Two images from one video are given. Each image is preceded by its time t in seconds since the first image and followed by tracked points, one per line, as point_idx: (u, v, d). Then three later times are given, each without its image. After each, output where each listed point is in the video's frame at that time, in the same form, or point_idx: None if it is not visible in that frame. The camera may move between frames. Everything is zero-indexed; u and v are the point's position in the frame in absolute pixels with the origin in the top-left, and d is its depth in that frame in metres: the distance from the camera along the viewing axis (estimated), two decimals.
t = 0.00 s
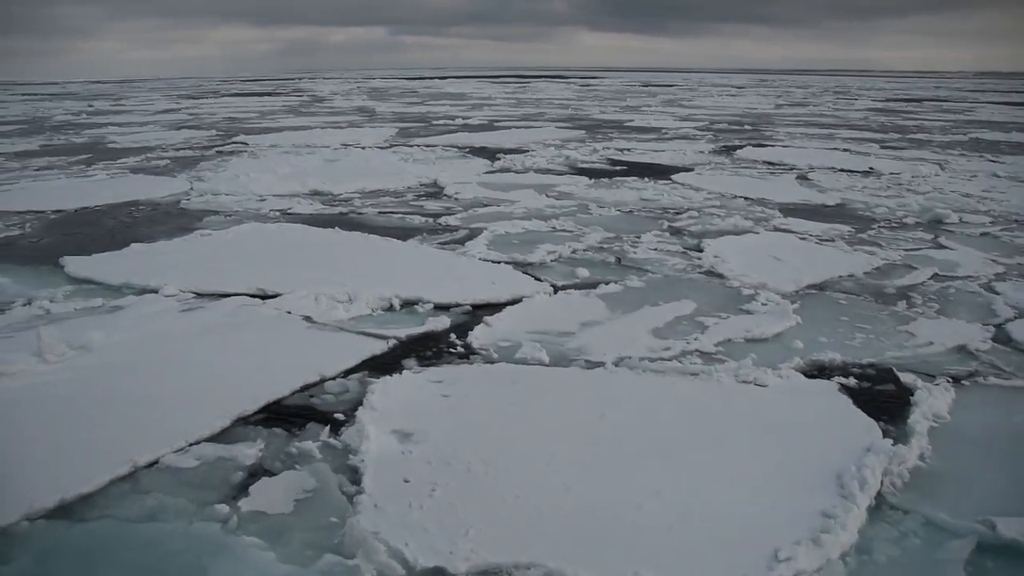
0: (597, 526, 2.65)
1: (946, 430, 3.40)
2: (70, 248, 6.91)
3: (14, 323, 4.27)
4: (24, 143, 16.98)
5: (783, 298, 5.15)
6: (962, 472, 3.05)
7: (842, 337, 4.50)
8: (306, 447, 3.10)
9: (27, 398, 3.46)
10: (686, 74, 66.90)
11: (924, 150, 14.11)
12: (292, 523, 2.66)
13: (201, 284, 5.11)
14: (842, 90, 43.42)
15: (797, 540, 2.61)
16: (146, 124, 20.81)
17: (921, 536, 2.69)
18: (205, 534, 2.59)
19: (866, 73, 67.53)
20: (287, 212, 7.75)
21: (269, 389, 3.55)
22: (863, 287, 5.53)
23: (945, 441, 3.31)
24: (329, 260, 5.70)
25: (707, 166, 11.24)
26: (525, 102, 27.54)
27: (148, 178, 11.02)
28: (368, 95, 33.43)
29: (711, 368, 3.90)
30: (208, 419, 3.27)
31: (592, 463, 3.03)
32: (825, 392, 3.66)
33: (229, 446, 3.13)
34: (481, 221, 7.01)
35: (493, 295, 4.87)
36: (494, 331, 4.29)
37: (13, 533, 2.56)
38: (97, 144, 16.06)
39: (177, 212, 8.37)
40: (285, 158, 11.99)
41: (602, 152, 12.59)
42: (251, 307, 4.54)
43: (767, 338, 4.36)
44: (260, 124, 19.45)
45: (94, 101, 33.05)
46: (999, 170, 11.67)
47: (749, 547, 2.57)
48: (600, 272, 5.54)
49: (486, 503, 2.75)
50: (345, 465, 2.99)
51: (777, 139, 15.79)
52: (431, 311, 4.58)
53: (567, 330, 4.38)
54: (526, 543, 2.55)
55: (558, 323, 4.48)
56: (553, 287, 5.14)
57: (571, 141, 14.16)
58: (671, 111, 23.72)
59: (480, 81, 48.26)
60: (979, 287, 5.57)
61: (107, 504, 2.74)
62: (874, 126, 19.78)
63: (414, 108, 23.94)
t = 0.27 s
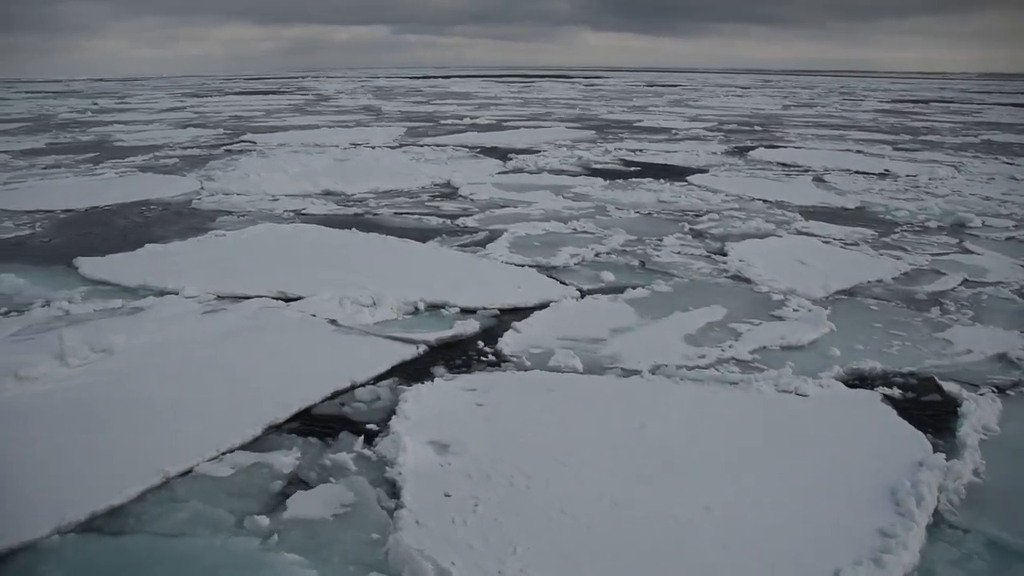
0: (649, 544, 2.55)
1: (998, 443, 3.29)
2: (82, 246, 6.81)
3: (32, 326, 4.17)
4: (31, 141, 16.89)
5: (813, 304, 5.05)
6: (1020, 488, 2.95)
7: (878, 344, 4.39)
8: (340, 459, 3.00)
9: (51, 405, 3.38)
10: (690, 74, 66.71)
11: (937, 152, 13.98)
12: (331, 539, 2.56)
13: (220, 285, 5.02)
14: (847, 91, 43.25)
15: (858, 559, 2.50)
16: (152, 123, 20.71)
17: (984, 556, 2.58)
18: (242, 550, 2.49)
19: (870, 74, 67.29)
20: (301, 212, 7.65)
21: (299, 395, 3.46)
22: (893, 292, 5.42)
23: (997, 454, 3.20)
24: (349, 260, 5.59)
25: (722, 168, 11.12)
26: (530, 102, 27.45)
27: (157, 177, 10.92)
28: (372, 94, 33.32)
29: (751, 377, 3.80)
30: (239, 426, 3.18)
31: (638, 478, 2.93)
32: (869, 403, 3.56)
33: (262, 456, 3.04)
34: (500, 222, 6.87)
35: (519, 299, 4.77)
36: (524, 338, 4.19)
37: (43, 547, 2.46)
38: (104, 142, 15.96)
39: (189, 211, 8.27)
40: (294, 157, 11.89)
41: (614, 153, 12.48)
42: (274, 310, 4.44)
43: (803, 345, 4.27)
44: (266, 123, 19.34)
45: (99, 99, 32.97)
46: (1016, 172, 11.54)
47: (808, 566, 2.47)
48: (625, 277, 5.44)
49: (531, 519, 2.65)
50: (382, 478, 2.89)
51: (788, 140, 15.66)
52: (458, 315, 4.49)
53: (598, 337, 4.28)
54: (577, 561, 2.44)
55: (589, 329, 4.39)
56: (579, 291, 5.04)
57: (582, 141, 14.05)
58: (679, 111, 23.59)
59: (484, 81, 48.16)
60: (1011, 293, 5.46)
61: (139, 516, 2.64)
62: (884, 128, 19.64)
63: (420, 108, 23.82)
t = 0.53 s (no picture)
0: (707, 564, 2.45)
1: None
2: (94, 247, 6.71)
3: (52, 331, 4.09)
4: (37, 142, 16.81)
5: (845, 308, 4.95)
6: None
7: (916, 350, 4.29)
8: (377, 471, 2.91)
9: (77, 411, 3.29)
10: (692, 74, 66.57)
11: (950, 151, 13.84)
12: (375, 556, 2.47)
13: (240, 288, 4.92)
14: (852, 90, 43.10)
15: None
16: (157, 123, 20.64)
17: None
18: (284, 569, 2.40)
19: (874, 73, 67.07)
20: (315, 213, 7.55)
21: (332, 402, 3.35)
22: (924, 295, 5.32)
23: None
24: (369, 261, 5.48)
25: (735, 168, 11.01)
26: (536, 102, 27.39)
27: (165, 178, 10.83)
28: (376, 94, 33.22)
29: (792, 386, 3.70)
30: (273, 434, 3.08)
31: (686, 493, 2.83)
32: (915, 413, 3.46)
33: (297, 467, 2.94)
34: (518, 224, 6.73)
35: (547, 304, 4.68)
36: (555, 345, 4.10)
37: (75, 567, 2.37)
38: (110, 143, 15.87)
39: (201, 212, 8.18)
40: (304, 157, 11.79)
41: (625, 153, 12.37)
42: (298, 313, 4.34)
43: (841, 351, 4.17)
44: (272, 123, 19.24)
45: (102, 100, 32.89)
46: None
47: None
48: (650, 279, 5.34)
49: (581, 536, 2.55)
50: (422, 492, 2.80)
51: (799, 139, 15.54)
52: (486, 319, 4.39)
53: (630, 343, 4.19)
54: None
55: (620, 335, 4.30)
56: (606, 294, 4.94)
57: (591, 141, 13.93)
58: (686, 111, 23.46)
59: (488, 80, 48.19)
60: None
61: (174, 532, 2.55)
62: (893, 127, 19.49)
63: (425, 108, 23.71)
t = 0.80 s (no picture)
0: None
1: None
2: (108, 247, 6.62)
3: (74, 335, 4.01)
4: (43, 141, 16.74)
5: (878, 314, 4.85)
6: None
7: (956, 357, 4.19)
8: (416, 484, 2.82)
9: (102, 420, 3.21)
10: (696, 74, 66.45)
11: (964, 152, 13.73)
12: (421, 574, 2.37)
13: (262, 291, 4.83)
14: (857, 90, 42.95)
15: None
16: (163, 122, 20.58)
17: None
18: None
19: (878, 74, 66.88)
20: (330, 214, 7.45)
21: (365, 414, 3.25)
22: (957, 301, 5.21)
23: None
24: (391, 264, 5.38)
25: (750, 169, 10.91)
26: (542, 102, 27.28)
27: (175, 178, 10.73)
28: (381, 94, 33.14)
29: (834, 396, 3.61)
30: (306, 448, 2.98)
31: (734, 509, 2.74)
32: (964, 425, 3.37)
33: (333, 480, 2.85)
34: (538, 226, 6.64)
35: (575, 309, 4.58)
36: (587, 354, 4.01)
37: None
38: (117, 142, 15.79)
39: (213, 213, 8.08)
40: (314, 158, 11.69)
41: (638, 154, 12.26)
42: (324, 317, 4.25)
43: (880, 360, 4.07)
44: (278, 122, 19.14)
45: (106, 99, 32.82)
46: None
47: None
48: (677, 284, 5.24)
49: (634, 555, 2.45)
50: (464, 507, 2.71)
51: (810, 140, 15.41)
52: (515, 324, 4.30)
53: (664, 352, 4.09)
54: None
55: (653, 342, 4.21)
56: (634, 300, 4.84)
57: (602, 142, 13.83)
58: (693, 111, 23.35)
59: (492, 80, 48.12)
60: None
61: (211, 548, 2.46)
62: (903, 128, 19.36)
63: (432, 108, 23.60)
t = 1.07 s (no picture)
0: None
1: None
2: (121, 245, 6.52)
3: (95, 339, 3.94)
4: (49, 139, 16.64)
5: (912, 320, 4.75)
6: None
7: (998, 366, 4.09)
8: (458, 499, 2.72)
9: (127, 429, 3.12)
10: (700, 74, 66.35)
11: (978, 155, 13.61)
12: None
13: (283, 292, 4.73)
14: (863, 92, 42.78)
15: None
16: (169, 121, 20.48)
17: None
18: None
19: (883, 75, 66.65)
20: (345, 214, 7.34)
21: (399, 423, 3.15)
22: (990, 307, 5.11)
23: None
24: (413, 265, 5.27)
25: (765, 171, 10.80)
26: (548, 102, 27.19)
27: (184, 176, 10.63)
28: (385, 93, 33.04)
29: (878, 407, 3.51)
30: (341, 460, 2.89)
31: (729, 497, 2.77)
32: (1016, 438, 3.27)
33: (372, 493, 2.76)
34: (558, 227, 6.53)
35: (605, 313, 4.48)
36: (621, 362, 3.91)
37: None
38: (123, 140, 15.69)
39: (226, 211, 7.98)
40: (324, 157, 11.59)
41: (650, 155, 12.15)
42: (350, 321, 4.16)
43: (920, 369, 3.97)
44: (284, 121, 19.02)
45: (110, 96, 32.75)
46: None
47: None
48: (705, 288, 5.14)
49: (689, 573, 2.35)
50: (509, 523, 2.61)
51: (821, 141, 15.30)
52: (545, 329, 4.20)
53: (698, 360, 3.99)
54: None
55: (687, 350, 4.11)
56: (663, 304, 4.74)
57: (613, 142, 13.71)
58: (701, 112, 23.23)
59: (496, 80, 48.08)
60: None
61: (251, 565, 2.37)
62: (913, 129, 19.24)
63: (438, 107, 23.47)
